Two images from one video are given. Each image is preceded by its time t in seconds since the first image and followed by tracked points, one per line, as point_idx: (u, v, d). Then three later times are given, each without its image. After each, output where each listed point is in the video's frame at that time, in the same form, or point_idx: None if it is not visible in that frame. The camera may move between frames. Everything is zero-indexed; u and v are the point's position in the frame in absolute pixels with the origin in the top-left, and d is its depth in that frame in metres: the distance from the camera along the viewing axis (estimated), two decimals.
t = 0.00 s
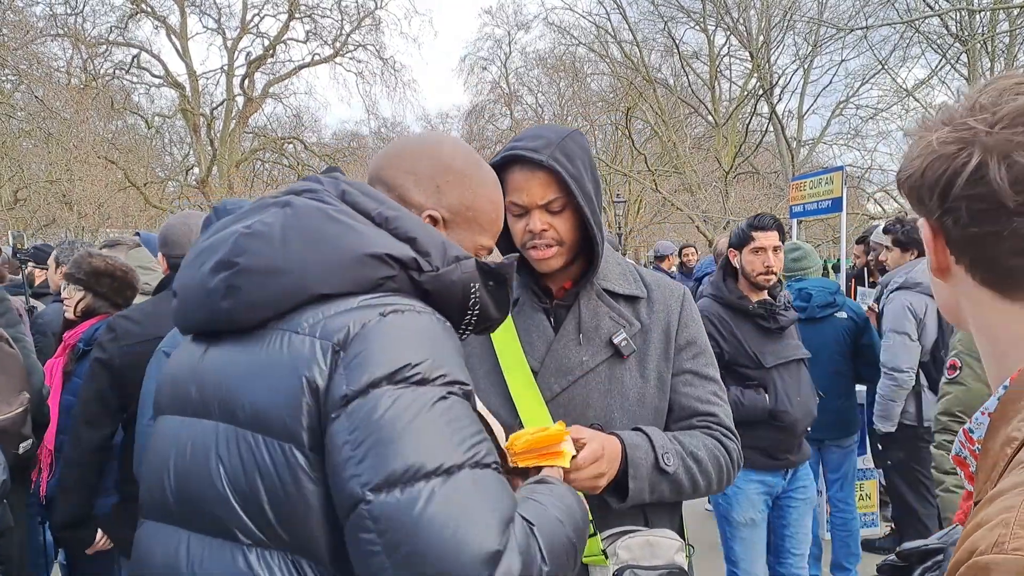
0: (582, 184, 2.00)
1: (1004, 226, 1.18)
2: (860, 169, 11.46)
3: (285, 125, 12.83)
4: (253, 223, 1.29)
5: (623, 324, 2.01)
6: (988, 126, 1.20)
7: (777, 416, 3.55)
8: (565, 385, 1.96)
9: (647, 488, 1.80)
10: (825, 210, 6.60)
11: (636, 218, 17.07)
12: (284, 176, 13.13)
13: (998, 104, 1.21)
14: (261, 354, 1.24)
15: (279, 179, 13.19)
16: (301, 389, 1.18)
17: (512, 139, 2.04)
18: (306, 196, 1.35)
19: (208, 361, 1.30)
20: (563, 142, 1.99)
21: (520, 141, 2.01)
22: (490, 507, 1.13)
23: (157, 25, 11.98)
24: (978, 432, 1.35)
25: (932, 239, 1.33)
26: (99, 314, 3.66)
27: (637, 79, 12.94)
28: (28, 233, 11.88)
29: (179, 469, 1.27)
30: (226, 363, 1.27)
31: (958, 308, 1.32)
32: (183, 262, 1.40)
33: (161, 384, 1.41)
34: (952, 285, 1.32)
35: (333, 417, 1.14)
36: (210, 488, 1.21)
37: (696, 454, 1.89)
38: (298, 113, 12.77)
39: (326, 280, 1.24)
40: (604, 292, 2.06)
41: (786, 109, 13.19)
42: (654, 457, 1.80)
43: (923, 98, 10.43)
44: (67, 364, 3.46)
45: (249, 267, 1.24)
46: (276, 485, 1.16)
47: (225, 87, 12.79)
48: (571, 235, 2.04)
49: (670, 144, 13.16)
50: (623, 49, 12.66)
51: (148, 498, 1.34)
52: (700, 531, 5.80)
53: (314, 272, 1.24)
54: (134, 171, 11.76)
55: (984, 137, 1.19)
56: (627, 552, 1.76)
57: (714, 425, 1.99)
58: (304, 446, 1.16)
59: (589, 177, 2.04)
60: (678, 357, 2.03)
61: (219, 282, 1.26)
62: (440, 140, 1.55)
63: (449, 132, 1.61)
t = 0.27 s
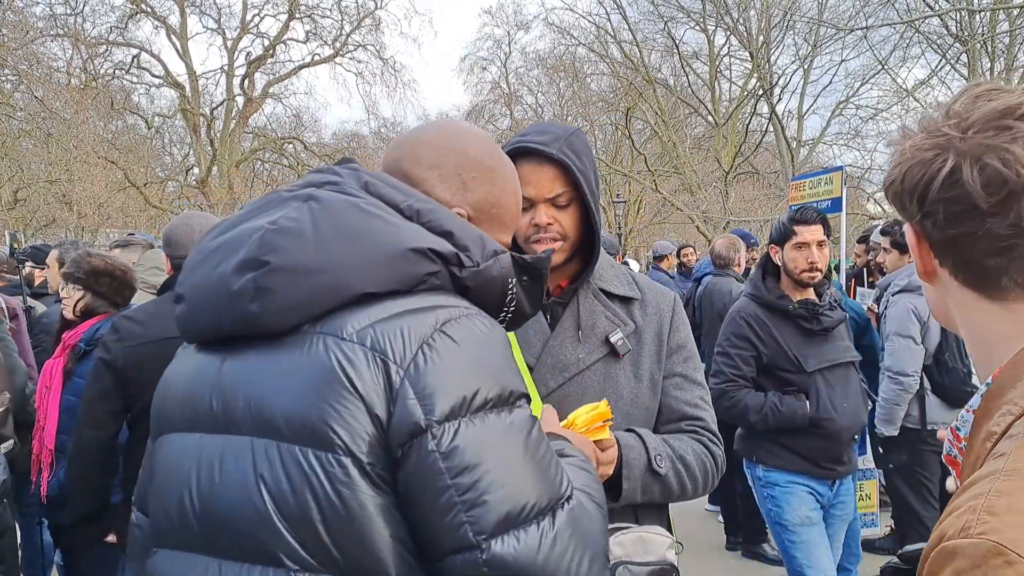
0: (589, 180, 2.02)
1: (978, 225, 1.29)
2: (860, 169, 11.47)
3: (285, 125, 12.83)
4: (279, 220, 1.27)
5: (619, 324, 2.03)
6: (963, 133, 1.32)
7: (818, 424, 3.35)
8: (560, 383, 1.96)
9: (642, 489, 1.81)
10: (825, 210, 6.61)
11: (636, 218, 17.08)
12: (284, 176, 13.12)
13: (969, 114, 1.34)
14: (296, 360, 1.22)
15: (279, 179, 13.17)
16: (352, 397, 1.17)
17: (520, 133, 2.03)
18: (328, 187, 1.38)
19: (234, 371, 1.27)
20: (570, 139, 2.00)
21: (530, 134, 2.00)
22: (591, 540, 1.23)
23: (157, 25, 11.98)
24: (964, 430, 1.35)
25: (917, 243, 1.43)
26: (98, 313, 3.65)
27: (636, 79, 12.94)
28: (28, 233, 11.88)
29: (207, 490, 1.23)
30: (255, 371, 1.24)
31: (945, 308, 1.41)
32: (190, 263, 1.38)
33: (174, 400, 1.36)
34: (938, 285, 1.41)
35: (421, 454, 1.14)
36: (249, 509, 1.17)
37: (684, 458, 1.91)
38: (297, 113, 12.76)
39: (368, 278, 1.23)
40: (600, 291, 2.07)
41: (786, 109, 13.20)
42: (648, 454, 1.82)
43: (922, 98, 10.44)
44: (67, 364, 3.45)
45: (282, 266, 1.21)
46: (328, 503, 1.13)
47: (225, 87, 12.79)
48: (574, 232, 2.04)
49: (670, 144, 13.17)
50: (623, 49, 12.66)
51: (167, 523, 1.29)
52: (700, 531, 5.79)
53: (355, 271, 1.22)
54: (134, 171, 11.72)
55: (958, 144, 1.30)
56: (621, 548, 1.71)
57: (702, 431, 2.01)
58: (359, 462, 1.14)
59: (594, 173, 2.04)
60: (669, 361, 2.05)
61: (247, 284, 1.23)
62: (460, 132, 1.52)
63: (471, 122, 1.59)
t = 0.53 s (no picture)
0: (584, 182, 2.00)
1: (953, 226, 1.36)
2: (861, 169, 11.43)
3: (284, 124, 12.78)
4: (297, 218, 1.32)
5: (605, 321, 2.06)
6: (942, 139, 1.40)
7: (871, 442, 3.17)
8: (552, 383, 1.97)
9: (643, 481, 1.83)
10: (826, 210, 6.59)
11: (636, 218, 17.03)
12: (283, 176, 13.06)
13: (948, 122, 1.41)
14: (313, 359, 1.28)
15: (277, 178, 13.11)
16: (374, 394, 1.24)
17: (513, 133, 1.99)
18: (340, 185, 1.43)
19: (246, 371, 1.33)
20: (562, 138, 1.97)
21: (525, 133, 1.97)
22: (630, 508, 1.31)
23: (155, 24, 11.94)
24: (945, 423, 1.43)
25: (898, 241, 1.50)
26: (94, 314, 3.62)
27: (637, 78, 12.90)
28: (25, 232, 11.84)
29: (220, 488, 1.28)
30: (271, 370, 1.30)
31: (923, 303, 1.48)
32: (197, 260, 1.42)
33: (180, 401, 1.42)
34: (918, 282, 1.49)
35: (451, 449, 1.22)
36: (267, 505, 1.23)
37: (677, 451, 1.95)
38: (296, 112, 12.71)
39: (385, 279, 1.30)
40: (583, 289, 2.09)
41: (787, 109, 13.16)
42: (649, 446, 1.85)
43: (924, 97, 10.41)
44: (62, 366, 3.42)
45: (302, 264, 1.27)
46: (348, 499, 1.20)
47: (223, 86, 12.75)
48: (565, 233, 2.02)
49: (670, 144, 13.13)
50: (623, 48, 12.62)
51: (173, 524, 1.34)
52: (702, 532, 5.77)
53: (374, 272, 1.29)
54: (132, 170, 11.67)
55: (937, 150, 1.38)
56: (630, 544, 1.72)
57: (684, 420, 2.08)
58: (379, 457, 1.22)
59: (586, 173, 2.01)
60: (652, 355, 2.11)
61: (265, 283, 1.28)
62: (461, 132, 1.53)
63: (470, 120, 1.57)
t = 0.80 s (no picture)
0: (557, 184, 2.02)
1: (945, 247, 1.38)
2: (860, 169, 11.44)
3: (284, 125, 12.79)
4: (313, 222, 1.36)
5: (587, 317, 2.14)
6: (938, 170, 1.43)
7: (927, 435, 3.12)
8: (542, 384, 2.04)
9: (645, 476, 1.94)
10: (825, 210, 6.59)
11: (636, 217, 17.03)
12: (283, 176, 13.05)
13: (943, 153, 1.45)
14: (321, 358, 1.32)
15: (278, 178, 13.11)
16: (380, 394, 1.28)
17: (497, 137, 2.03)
18: (356, 193, 1.48)
19: (257, 367, 1.37)
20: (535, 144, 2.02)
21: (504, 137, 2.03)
22: (640, 499, 1.33)
23: (156, 24, 11.95)
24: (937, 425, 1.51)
25: (898, 264, 1.52)
26: (95, 316, 3.63)
27: (637, 78, 12.89)
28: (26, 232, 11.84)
29: (227, 479, 1.33)
30: (280, 368, 1.34)
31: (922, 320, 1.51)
32: (216, 257, 1.47)
33: (190, 391, 1.46)
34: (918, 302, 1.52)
35: (460, 449, 1.25)
36: (272, 496, 1.27)
37: (674, 437, 2.11)
38: (296, 113, 12.71)
39: (396, 284, 1.33)
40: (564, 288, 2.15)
41: (787, 109, 13.17)
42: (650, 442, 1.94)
43: (923, 98, 10.43)
44: (62, 367, 3.43)
45: (316, 266, 1.31)
46: (350, 490, 1.24)
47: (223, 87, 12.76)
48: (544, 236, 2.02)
49: (670, 144, 13.13)
50: (623, 48, 12.62)
51: (179, 510, 1.38)
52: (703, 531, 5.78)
53: (386, 277, 1.33)
54: (132, 170, 11.66)
55: (934, 179, 1.41)
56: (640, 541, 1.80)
57: (673, 403, 2.23)
58: (384, 454, 1.26)
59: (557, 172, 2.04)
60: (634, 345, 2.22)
61: (278, 282, 1.32)
62: (469, 148, 1.57)
63: (478, 135, 1.62)
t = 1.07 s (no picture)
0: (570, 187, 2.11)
1: (964, 270, 1.51)
2: (860, 169, 11.45)
3: (284, 125, 12.80)
4: (330, 226, 1.38)
5: (592, 316, 2.16)
6: (955, 201, 1.57)
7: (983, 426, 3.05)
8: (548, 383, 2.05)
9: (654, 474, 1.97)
10: (825, 210, 6.59)
11: (636, 217, 17.02)
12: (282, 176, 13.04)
13: (959, 187, 1.60)
14: (327, 356, 1.34)
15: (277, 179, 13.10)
16: (380, 394, 1.29)
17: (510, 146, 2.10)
18: (374, 199, 1.49)
19: (266, 362, 1.40)
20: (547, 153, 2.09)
21: (516, 145, 2.09)
22: (633, 510, 1.34)
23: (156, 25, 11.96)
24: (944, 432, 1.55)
25: (918, 288, 1.65)
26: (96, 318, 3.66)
27: (636, 78, 12.88)
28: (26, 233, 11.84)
29: (229, 466, 1.35)
30: (288, 365, 1.37)
31: (942, 341, 1.64)
32: (238, 254, 1.50)
33: (205, 380, 1.50)
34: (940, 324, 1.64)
35: (458, 453, 1.26)
36: (269, 486, 1.29)
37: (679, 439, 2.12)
38: (295, 113, 12.72)
39: (404, 290, 1.34)
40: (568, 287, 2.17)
41: (787, 109, 13.17)
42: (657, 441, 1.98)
43: (923, 98, 10.45)
44: (61, 368, 3.44)
45: (329, 269, 1.32)
46: (344, 484, 1.25)
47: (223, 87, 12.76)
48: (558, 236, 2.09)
49: (669, 144, 13.13)
50: (623, 49, 12.62)
51: (183, 493, 1.41)
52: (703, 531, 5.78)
53: (395, 283, 1.34)
54: (132, 170, 11.67)
55: (952, 210, 1.55)
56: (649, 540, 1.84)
57: (676, 404, 2.24)
58: (381, 452, 1.27)
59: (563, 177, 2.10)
60: (639, 346, 2.24)
61: (292, 281, 1.35)
62: (489, 164, 1.58)
63: (500, 151, 1.63)
